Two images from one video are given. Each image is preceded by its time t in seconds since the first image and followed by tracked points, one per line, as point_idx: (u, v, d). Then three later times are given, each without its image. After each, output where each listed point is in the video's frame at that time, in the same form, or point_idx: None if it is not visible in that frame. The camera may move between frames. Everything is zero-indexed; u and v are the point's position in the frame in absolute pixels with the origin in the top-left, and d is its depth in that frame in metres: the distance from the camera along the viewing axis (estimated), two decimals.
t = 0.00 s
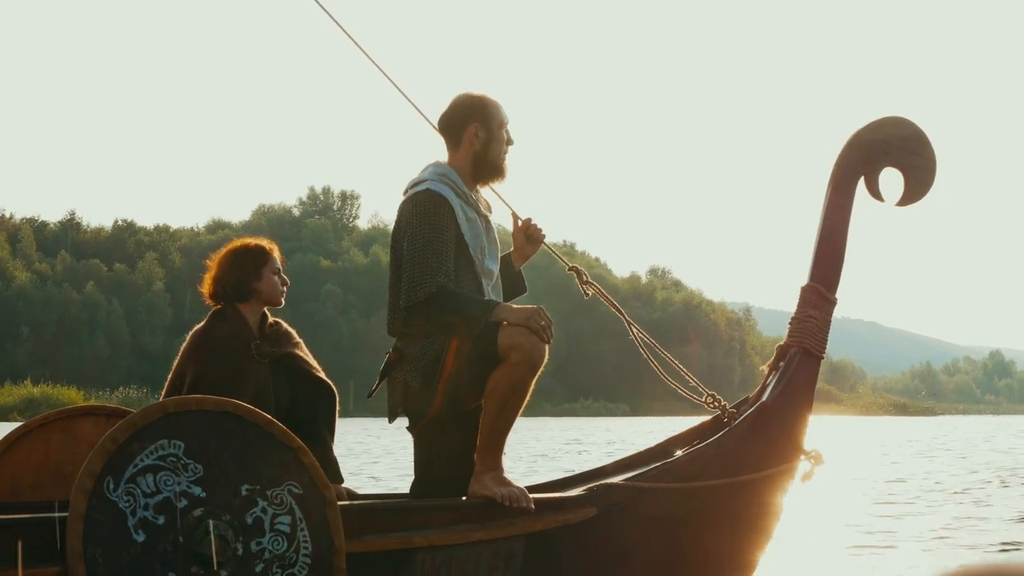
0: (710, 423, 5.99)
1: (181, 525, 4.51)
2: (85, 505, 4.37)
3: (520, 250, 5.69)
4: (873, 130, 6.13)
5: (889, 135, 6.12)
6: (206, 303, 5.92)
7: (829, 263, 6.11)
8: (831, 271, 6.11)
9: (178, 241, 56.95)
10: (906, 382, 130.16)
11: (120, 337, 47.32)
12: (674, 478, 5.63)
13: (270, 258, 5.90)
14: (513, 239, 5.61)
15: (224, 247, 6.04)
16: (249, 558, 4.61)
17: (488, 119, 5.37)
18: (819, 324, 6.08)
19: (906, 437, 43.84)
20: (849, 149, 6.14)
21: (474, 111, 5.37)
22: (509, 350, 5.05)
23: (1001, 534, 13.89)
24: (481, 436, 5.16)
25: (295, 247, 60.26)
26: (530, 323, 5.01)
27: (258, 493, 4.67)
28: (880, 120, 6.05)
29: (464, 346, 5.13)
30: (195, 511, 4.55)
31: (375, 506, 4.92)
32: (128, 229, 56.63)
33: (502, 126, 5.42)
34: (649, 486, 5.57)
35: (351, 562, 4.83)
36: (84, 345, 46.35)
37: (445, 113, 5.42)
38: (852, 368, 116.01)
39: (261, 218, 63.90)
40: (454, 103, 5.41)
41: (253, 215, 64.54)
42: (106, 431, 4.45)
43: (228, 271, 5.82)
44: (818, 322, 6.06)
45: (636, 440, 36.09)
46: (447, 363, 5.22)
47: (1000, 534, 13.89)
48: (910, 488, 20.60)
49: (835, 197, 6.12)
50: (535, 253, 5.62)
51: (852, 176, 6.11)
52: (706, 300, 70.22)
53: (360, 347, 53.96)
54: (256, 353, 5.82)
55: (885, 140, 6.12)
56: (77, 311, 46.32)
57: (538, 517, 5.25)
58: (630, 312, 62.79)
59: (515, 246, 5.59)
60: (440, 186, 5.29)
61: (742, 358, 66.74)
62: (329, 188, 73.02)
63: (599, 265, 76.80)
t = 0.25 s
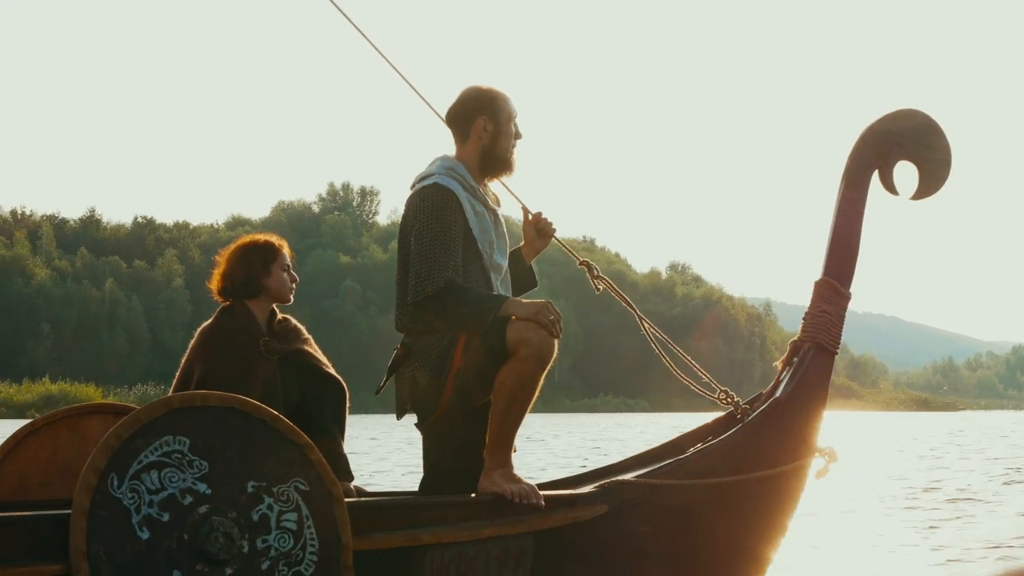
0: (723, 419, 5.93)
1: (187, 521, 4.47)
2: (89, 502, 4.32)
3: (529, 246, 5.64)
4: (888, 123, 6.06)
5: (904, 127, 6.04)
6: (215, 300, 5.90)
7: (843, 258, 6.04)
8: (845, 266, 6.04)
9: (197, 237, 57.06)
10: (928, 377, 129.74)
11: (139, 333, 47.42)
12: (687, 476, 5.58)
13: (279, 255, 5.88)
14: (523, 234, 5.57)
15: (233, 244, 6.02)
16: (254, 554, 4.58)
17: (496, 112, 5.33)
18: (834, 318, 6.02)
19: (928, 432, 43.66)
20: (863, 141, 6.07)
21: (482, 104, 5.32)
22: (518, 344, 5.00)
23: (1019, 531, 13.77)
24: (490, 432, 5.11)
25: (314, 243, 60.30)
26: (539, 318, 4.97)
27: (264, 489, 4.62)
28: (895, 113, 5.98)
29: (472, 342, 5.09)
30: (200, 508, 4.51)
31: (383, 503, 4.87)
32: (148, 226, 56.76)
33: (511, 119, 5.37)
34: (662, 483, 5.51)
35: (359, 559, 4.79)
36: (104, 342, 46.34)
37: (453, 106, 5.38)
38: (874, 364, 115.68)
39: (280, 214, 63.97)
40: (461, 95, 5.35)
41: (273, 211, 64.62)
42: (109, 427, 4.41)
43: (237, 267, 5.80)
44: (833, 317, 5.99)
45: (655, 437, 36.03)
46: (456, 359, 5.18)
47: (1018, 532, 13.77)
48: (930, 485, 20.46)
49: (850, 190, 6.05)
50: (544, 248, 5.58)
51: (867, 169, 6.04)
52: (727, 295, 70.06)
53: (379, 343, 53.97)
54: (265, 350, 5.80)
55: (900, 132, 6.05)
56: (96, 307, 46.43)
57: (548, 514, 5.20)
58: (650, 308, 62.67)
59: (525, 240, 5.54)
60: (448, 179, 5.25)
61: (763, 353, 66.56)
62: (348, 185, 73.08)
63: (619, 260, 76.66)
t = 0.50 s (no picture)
0: (729, 421, 5.86)
1: (183, 524, 4.42)
2: (83, 505, 4.27)
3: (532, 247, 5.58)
4: (895, 122, 5.98)
5: (911, 126, 5.97)
6: (217, 303, 5.84)
7: (850, 258, 5.97)
8: (852, 266, 5.97)
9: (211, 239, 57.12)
10: (945, 378, 129.42)
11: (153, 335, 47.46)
12: (692, 478, 5.51)
13: (280, 256, 5.82)
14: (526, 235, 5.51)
15: (235, 246, 5.96)
16: (251, 557, 4.52)
17: (496, 111, 5.27)
18: (840, 319, 5.94)
19: (942, 433, 43.47)
20: (870, 140, 6.00)
21: (481, 103, 5.26)
22: (520, 345, 4.95)
23: None
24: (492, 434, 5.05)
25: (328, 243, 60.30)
26: (541, 318, 4.91)
27: (261, 491, 4.57)
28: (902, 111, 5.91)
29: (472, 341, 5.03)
30: (197, 511, 4.45)
31: (381, 505, 4.82)
32: (163, 228, 56.85)
33: (510, 117, 5.31)
34: (665, 487, 5.44)
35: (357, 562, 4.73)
36: (118, 344, 46.29)
37: (452, 105, 5.32)
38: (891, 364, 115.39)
39: (295, 215, 64.00)
40: (461, 94, 5.30)
41: (287, 213, 64.66)
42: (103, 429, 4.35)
43: (239, 270, 5.74)
44: (839, 318, 5.92)
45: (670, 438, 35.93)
46: (457, 360, 5.12)
47: None
48: (943, 485, 20.33)
49: (856, 190, 5.98)
50: (547, 249, 5.51)
51: (873, 168, 5.96)
52: (742, 296, 69.91)
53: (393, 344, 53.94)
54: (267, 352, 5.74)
55: (907, 131, 5.98)
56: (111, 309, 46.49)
57: (550, 518, 5.14)
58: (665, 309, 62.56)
59: (528, 240, 5.48)
60: (447, 180, 5.20)
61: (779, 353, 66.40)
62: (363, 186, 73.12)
63: (634, 261, 76.61)
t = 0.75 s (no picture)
0: (727, 424, 5.82)
1: (174, 527, 4.38)
2: (72, 509, 4.23)
3: (529, 248, 5.51)
4: (895, 122, 5.94)
5: (913, 126, 5.92)
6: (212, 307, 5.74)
7: (851, 259, 5.91)
8: (852, 268, 5.92)
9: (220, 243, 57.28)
10: (955, 381, 129.49)
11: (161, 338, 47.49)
12: (690, 481, 5.46)
13: (276, 258, 5.74)
14: (523, 235, 5.45)
15: (230, 250, 5.87)
16: (244, 560, 4.48)
17: (492, 108, 5.22)
18: (840, 320, 5.88)
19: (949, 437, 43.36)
20: (870, 140, 5.94)
21: (476, 103, 5.22)
22: (518, 346, 4.91)
23: None
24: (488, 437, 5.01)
25: (336, 245, 60.34)
26: (538, 318, 4.87)
27: (257, 493, 4.52)
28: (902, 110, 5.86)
29: (469, 342, 5.00)
30: (189, 513, 4.41)
31: (375, 509, 4.76)
32: (170, 232, 56.94)
33: (506, 116, 5.26)
34: (665, 489, 5.39)
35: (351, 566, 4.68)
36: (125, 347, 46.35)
37: (449, 105, 5.28)
38: (900, 368, 115.39)
39: (302, 218, 64.06)
40: (457, 94, 5.25)
41: (295, 216, 64.71)
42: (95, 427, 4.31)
43: (234, 273, 5.65)
44: (840, 319, 5.86)
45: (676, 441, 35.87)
46: (454, 361, 5.06)
47: None
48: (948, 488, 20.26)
49: (855, 193, 5.93)
50: (544, 250, 5.46)
51: (875, 171, 5.91)
52: (750, 299, 69.81)
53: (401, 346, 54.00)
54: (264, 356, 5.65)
55: (907, 131, 5.93)
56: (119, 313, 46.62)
57: (546, 522, 5.09)
58: (673, 313, 62.60)
59: (526, 241, 5.43)
60: (443, 180, 5.15)
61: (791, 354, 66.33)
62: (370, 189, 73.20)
63: (643, 264, 76.60)
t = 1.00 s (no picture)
0: (728, 425, 5.75)
1: (165, 531, 4.32)
2: (60, 512, 4.18)
3: (526, 247, 5.45)
4: (896, 120, 5.87)
5: (914, 125, 5.86)
6: (208, 309, 5.69)
7: (851, 259, 5.85)
8: (853, 268, 5.86)
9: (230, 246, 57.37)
10: (968, 381, 129.24)
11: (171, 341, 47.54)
12: (689, 482, 5.40)
13: (272, 261, 5.69)
14: (519, 236, 5.39)
15: (226, 252, 5.82)
16: (236, 564, 4.42)
17: (486, 107, 5.17)
18: (841, 320, 5.83)
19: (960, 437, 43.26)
20: (872, 139, 5.87)
21: (470, 102, 5.16)
22: (513, 349, 4.85)
23: None
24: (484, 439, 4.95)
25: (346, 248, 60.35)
26: (534, 320, 4.82)
27: (249, 497, 4.48)
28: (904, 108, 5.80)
29: (464, 343, 4.94)
30: (179, 517, 4.36)
31: (369, 513, 4.71)
32: (181, 235, 56.99)
33: (501, 113, 5.20)
34: (665, 492, 5.33)
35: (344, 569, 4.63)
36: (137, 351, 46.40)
37: (443, 104, 5.22)
38: (913, 368, 115.13)
39: (313, 221, 64.08)
40: (451, 94, 5.20)
41: (305, 219, 64.74)
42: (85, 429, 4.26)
43: (229, 275, 5.60)
44: (841, 319, 5.80)
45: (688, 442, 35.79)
46: (450, 362, 5.01)
47: None
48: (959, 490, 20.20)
49: (856, 191, 5.87)
50: (541, 249, 5.40)
51: (876, 170, 5.85)
52: (762, 300, 69.69)
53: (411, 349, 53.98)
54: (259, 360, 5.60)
55: (909, 129, 5.86)
56: (130, 316, 46.67)
57: (543, 524, 5.02)
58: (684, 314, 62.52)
59: (523, 242, 5.38)
60: (439, 180, 5.09)
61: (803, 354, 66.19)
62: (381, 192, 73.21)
63: (654, 265, 76.52)
